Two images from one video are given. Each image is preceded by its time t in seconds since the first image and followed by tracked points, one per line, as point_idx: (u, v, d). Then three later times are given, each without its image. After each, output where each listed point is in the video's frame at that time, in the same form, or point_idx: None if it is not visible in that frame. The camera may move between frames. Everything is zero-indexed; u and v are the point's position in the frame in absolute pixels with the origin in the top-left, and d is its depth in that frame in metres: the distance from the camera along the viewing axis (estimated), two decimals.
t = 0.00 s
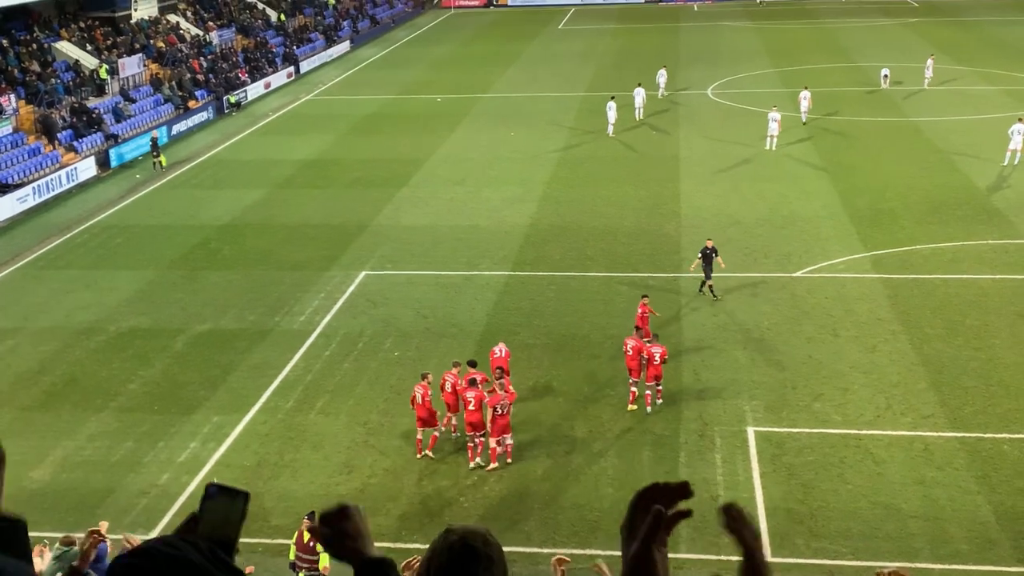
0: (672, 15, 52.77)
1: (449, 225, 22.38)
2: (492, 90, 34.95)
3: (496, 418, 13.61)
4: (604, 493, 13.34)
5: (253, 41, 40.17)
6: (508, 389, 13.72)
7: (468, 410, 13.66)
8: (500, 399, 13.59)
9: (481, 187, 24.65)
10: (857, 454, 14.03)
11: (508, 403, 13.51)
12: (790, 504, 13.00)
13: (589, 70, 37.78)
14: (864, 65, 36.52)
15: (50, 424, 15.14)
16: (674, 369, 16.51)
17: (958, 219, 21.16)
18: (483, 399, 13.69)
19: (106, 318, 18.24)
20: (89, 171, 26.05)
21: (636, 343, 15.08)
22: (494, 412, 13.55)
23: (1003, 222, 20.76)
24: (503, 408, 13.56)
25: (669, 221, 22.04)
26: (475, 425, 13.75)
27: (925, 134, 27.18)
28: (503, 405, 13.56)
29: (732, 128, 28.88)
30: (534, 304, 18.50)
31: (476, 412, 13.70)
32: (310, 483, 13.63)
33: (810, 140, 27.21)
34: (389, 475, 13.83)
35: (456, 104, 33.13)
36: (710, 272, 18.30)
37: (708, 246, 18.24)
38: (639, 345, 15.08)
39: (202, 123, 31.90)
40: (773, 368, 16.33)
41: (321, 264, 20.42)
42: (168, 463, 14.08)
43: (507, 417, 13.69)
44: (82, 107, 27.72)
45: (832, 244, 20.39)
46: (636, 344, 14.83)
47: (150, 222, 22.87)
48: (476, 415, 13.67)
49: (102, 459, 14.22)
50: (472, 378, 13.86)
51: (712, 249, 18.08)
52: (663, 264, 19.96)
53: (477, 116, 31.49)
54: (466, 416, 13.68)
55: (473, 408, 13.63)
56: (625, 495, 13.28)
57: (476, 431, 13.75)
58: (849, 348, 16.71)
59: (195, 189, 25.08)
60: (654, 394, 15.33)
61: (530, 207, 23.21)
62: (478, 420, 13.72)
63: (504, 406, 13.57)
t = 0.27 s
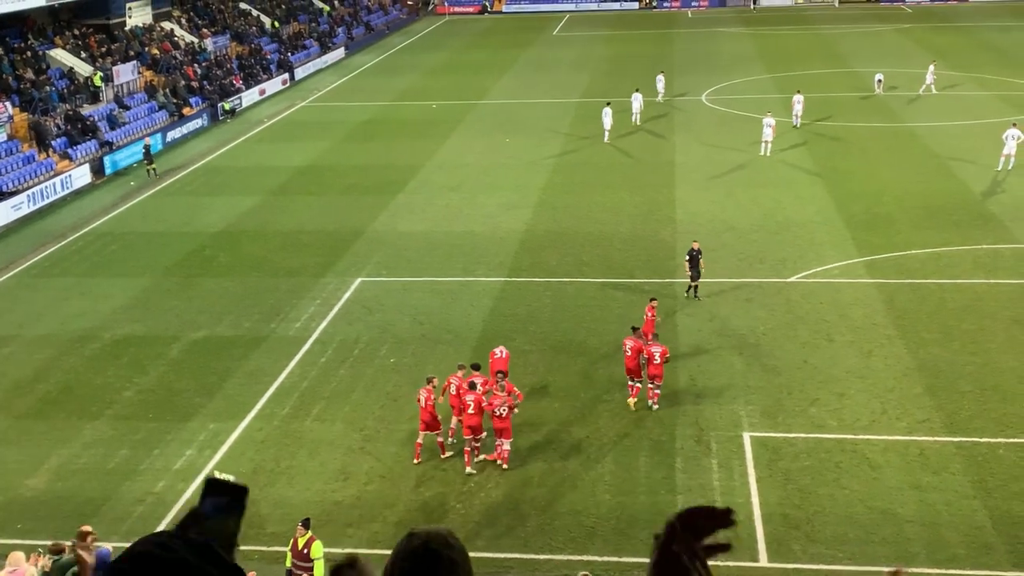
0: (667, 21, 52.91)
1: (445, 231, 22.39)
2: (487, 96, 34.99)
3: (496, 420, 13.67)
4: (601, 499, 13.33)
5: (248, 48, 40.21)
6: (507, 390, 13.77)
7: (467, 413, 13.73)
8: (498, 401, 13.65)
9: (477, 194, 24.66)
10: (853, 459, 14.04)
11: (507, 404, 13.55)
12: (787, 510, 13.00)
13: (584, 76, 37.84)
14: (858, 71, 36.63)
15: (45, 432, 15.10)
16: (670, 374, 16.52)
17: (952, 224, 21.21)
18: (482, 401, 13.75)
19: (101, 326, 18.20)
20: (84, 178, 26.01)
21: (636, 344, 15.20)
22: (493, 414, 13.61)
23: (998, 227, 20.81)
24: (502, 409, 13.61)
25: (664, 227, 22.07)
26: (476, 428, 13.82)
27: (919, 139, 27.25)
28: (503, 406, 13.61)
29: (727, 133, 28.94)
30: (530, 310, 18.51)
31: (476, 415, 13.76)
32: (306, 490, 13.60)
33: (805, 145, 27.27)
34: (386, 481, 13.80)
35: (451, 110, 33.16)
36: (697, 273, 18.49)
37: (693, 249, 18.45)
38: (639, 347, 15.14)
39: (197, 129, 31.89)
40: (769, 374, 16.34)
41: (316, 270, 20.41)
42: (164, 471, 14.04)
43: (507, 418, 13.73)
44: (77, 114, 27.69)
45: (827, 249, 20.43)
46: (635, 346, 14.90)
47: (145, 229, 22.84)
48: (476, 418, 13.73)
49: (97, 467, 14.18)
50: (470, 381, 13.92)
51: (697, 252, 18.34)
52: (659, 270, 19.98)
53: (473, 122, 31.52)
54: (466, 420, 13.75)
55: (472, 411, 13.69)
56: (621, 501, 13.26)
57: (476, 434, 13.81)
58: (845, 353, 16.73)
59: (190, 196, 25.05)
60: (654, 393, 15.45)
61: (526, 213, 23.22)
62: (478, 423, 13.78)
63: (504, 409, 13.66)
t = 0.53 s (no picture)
0: (662, 21, 52.94)
1: (440, 232, 22.39)
2: (483, 97, 35.00)
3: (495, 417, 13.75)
4: (597, 499, 13.35)
5: (243, 49, 40.20)
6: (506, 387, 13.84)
7: (467, 409, 13.83)
8: (497, 398, 13.73)
9: (472, 194, 24.67)
10: (849, 458, 14.07)
11: (506, 401, 13.63)
12: (783, 509, 13.03)
13: (579, 76, 37.85)
14: (852, 71, 36.66)
15: (41, 434, 15.10)
16: (667, 375, 16.53)
17: (948, 223, 21.24)
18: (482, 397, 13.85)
19: (97, 327, 18.19)
20: (79, 179, 25.99)
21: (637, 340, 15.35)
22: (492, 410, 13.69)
23: (993, 226, 20.84)
24: (501, 406, 13.69)
25: (660, 227, 22.09)
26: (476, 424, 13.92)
27: (914, 138, 27.29)
28: (501, 403, 13.69)
29: (722, 133, 28.96)
30: (526, 310, 18.53)
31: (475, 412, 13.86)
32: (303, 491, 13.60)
33: (800, 145, 27.30)
34: (382, 483, 13.81)
35: (447, 111, 33.17)
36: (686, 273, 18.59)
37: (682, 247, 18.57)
38: (639, 343, 15.27)
39: (192, 131, 31.88)
40: (765, 373, 16.36)
41: (312, 271, 20.42)
42: (160, 473, 14.04)
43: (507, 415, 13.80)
44: (72, 116, 27.67)
45: (822, 249, 20.45)
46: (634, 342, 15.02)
47: (141, 230, 22.83)
48: (475, 414, 13.83)
49: (94, 469, 14.18)
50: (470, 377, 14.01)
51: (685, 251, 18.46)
52: (654, 270, 20.00)
53: (468, 122, 31.53)
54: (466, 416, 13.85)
55: (472, 407, 13.79)
56: (618, 501, 13.28)
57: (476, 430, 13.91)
58: (841, 352, 16.75)
59: (186, 198, 25.04)
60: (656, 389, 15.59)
61: (521, 213, 23.23)
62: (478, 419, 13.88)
63: (503, 407, 13.67)
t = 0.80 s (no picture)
0: (658, 19, 52.94)
1: (437, 230, 22.38)
2: (480, 95, 34.98)
3: (497, 411, 13.86)
4: (595, 496, 13.35)
5: (239, 47, 40.17)
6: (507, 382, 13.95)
7: (469, 403, 14.03)
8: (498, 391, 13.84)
9: (468, 192, 24.66)
10: (847, 455, 14.08)
11: (506, 394, 13.70)
12: (781, 506, 13.03)
13: (576, 74, 37.83)
14: (849, 68, 36.68)
15: (38, 432, 15.08)
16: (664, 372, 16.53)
17: (944, 220, 21.25)
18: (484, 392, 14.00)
19: (93, 326, 18.18)
20: (75, 177, 25.95)
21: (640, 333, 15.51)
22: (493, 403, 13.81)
23: (989, 223, 20.86)
24: (502, 399, 13.78)
25: (657, 225, 22.09)
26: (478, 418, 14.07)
27: (911, 135, 27.31)
28: (502, 396, 13.78)
29: (719, 131, 28.97)
30: (523, 308, 18.52)
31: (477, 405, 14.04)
32: (300, 489, 13.59)
33: (797, 142, 27.31)
34: (380, 481, 13.80)
35: (444, 109, 33.15)
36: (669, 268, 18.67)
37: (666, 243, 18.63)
38: (643, 334, 15.54)
39: (188, 129, 31.85)
40: (762, 371, 16.37)
41: (309, 269, 20.40)
42: (157, 471, 14.02)
43: (508, 409, 13.87)
44: (68, 114, 27.63)
45: (819, 246, 20.46)
46: (638, 332, 15.30)
47: (138, 228, 22.79)
48: (477, 408, 14.01)
49: (91, 467, 14.16)
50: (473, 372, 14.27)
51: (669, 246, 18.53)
52: (651, 267, 20.00)
53: (465, 120, 31.52)
54: (468, 409, 14.06)
55: (473, 401, 13.99)
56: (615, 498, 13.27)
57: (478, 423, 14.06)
58: (838, 350, 16.76)
59: (183, 196, 25.01)
60: (658, 381, 15.74)
61: (518, 211, 23.23)
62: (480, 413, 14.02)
63: (506, 402, 13.79)
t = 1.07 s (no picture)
0: (654, 15, 52.91)
1: (433, 227, 22.35)
2: (476, 92, 34.94)
3: (502, 406, 13.88)
4: (591, 494, 13.35)
5: (234, 45, 40.12)
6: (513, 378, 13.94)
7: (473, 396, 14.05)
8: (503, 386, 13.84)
9: (464, 190, 24.63)
10: (843, 452, 14.08)
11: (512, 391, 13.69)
12: (777, 503, 13.03)
13: (572, 71, 37.79)
14: (844, 65, 36.67)
15: (33, 430, 15.05)
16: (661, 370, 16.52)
17: (940, 217, 21.26)
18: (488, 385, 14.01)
19: (89, 324, 18.15)
20: (71, 176, 25.91)
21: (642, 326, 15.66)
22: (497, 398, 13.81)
23: (985, 220, 20.88)
24: (507, 395, 13.78)
25: (653, 222, 22.07)
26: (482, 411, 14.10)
27: (907, 132, 27.31)
28: (507, 392, 13.77)
29: (715, 128, 28.95)
30: (519, 305, 18.51)
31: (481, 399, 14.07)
32: (296, 487, 13.58)
33: (793, 139, 27.31)
34: (376, 479, 13.78)
35: (440, 106, 33.12)
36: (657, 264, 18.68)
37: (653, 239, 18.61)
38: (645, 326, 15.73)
39: (184, 126, 31.80)
40: (758, 368, 16.37)
41: (305, 267, 20.38)
42: (153, 469, 14.01)
43: (513, 404, 13.89)
44: (63, 112, 27.57)
45: (815, 243, 20.46)
46: (639, 324, 15.52)
47: (134, 227, 22.77)
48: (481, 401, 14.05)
49: (87, 465, 14.14)
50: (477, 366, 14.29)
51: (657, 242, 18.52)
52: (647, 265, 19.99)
53: (461, 118, 31.49)
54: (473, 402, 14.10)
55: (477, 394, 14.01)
56: (611, 496, 13.28)
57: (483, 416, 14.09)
58: (834, 347, 16.76)
59: (179, 194, 24.97)
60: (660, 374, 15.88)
61: (514, 208, 23.21)
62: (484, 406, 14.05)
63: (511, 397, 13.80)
